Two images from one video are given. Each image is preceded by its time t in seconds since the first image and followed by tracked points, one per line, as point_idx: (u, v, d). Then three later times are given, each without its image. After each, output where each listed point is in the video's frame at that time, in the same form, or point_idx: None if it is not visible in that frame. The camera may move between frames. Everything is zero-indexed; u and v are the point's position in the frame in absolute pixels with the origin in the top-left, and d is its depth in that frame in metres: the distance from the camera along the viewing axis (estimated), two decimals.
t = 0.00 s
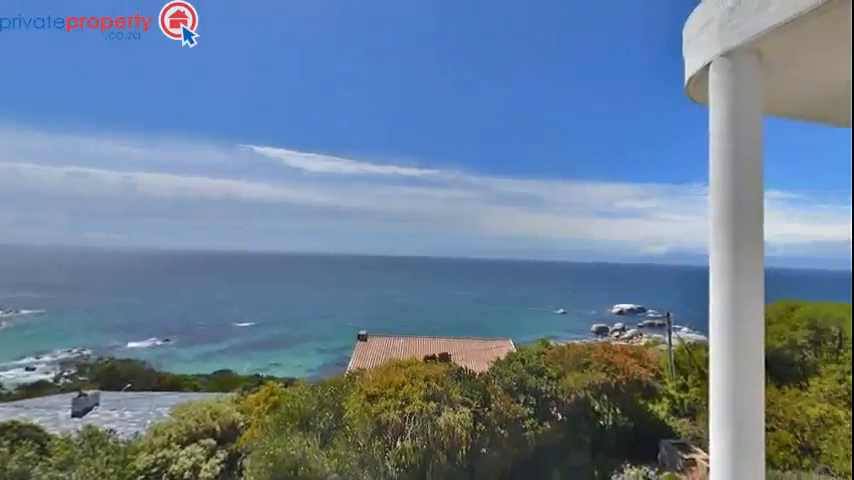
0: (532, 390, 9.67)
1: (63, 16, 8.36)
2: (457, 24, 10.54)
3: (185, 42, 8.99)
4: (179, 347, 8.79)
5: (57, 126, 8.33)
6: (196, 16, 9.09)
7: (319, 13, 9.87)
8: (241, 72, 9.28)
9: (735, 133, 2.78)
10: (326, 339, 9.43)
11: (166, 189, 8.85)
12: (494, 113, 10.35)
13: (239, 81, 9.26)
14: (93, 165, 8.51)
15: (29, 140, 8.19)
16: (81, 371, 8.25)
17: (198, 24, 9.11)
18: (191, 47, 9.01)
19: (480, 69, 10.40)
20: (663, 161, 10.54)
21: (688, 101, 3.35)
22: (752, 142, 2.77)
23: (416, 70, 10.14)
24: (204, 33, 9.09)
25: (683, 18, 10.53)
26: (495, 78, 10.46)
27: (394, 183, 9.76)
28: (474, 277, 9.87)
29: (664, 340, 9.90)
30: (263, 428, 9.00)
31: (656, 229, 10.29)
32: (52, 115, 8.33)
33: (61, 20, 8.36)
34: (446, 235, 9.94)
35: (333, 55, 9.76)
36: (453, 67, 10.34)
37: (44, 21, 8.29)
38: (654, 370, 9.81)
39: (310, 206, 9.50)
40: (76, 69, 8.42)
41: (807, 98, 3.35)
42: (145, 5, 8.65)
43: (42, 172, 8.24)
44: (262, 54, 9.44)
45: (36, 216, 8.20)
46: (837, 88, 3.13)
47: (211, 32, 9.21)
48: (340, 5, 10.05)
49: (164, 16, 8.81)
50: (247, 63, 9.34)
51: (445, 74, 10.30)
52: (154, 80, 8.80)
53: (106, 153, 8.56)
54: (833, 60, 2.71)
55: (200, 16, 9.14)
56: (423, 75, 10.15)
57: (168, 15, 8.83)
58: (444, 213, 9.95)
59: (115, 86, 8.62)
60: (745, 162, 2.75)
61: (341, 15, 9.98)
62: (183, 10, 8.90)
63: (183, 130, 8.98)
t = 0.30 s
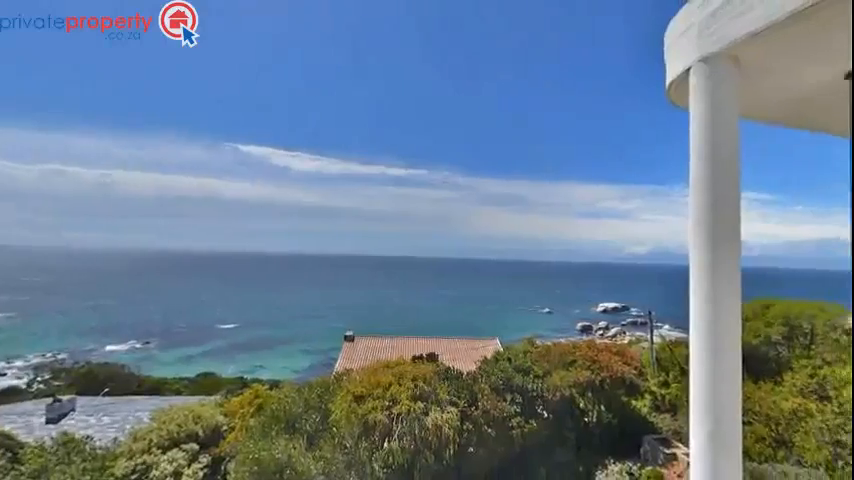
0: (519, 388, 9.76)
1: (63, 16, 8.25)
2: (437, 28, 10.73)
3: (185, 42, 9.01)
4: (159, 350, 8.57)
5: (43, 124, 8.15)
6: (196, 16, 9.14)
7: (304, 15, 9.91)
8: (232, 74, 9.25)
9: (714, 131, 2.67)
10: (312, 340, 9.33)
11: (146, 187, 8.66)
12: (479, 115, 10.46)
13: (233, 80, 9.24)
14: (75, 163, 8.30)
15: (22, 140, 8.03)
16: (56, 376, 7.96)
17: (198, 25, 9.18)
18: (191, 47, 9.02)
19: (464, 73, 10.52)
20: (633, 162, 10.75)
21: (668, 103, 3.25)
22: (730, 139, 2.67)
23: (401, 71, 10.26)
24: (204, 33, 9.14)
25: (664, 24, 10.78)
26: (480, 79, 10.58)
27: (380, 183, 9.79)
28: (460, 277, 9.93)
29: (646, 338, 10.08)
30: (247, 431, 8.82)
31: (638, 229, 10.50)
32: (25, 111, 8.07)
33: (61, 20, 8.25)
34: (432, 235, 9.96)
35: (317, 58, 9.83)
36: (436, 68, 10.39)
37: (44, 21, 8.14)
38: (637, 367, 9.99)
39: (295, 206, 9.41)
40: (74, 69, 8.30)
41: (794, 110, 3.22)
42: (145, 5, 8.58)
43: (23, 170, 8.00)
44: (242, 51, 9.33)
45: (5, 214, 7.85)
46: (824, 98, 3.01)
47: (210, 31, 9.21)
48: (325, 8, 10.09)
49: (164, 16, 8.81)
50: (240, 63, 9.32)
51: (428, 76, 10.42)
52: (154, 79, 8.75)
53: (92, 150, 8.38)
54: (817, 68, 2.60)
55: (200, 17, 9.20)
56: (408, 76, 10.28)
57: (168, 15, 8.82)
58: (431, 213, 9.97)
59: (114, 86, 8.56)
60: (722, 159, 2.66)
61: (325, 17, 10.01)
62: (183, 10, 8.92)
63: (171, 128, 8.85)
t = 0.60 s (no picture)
0: (504, 387, 9.86)
1: (63, 16, 8.16)
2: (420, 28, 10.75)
3: (185, 42, 8.97)
4: (136, 354, 8.29)
5: (31, 121, 8.01)
6: (196, 16, 9.13)
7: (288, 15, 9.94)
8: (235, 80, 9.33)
9: (691, 133, 2.76)
10: (296, 341, 9.19)
11: (121, 186, 8.42)
12: (464, 115, 10.51)
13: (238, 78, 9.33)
14: (45, 160, 8.02)
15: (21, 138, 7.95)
16: (25, 382, 7.69)
17: (198, 25, 9.17)
18: (191, 47, 9.01)
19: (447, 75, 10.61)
20: (625, 162, 10.91)
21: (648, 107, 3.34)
22: (705, 142, 2.76)
23: (386, 71, 10.23)
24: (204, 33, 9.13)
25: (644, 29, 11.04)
26: (464, 80, 10.67)
27: (365, 182, 9.76)
28: (445, 276, 9.95)
29: (627, 336, 10.25)
30: (229, 436, 8.64)
31: (620, 229, 10.72)
32: None
33: (61, 20, 8.16)
34: (417, 235, 9.97)
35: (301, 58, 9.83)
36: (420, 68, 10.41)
37: (44, 21, 8.07)
38: (618, 364, 10.14)
39: (277, 206, 9.26)
40: (73, 69, 8.26)
41: (773, 113, 3.28)
42: (145, 5, 8.48)
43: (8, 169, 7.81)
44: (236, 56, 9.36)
45: None
46: (801, 102, 3.06)
47: (210, 31, 9.23)
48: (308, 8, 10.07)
49: (164, 16, 8.70)
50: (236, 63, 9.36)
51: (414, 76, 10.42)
52: (155, 79, 8.72)
53: (75, 148, 8.18)
54: (792, 73, 2.67)
55: (201, 17, 9.20)
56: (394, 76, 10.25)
57: (168, 14, 8.72)
58: (416, 213, 9.98)
59: (114, 86, 8.49)
60: (699, 161, 2.74)
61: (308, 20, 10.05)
62: (183, 10, 8.88)
63: (171, 128, 8.78)
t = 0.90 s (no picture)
0: (491, 386, 9.94)
1: (64, 16, 7.99)
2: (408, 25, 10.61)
3: (185, 42, 8.83)
4: (115, 357, 8.06)
5: (30, 120, 7.84)
6: (196, 16, 9.02)
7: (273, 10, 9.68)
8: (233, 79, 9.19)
9: (672, 137, 2.82)
10: (281, 343, 9.08)
11: (99, 184, 8.16)
12: (451, 115, 10.53)
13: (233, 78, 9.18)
14: (19, 157, 7.75)
15: (24, 135, 7.78)
16: None
17: (198, 25, 9.05)
18: (191, 47, 8.88)
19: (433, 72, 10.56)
20: (610, 163, 11.09)
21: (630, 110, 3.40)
22: (686, 145, 2.82)
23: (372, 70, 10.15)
24: (204, 33, 9.00)
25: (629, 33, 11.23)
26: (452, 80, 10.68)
27: (352, 182, 9.70)
28: (432, 277, 9.94)
29: (611, 334, 10.48)
30: (212, 440, 8.51)
31: (605, 229, 10.90)
32: None
33: (61, 20, 7.98)
34: (404, 235, 9.97)
35: (285, 56, 9.68)
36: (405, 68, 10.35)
37: (44, 21, 7.88)
38: (602, 362, 10.31)
39: (261, 205, 9.11)
40: (74, 68, 8.09)
41: (749, 117, 3.36)
42: (145, 4, 8.37)
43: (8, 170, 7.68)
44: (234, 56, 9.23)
45: None
46: (775, 106, 3.13)
47: (210, 31, 9.09)
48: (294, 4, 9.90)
49: (164, 16, 8.61)
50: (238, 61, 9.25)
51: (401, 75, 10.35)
52: (156, 80, 8.59)
53: (59, 147, 7.96)
54: (767, 79, 2.72)
55: (201, 17, 9.09)
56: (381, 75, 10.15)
57: (168, 15, 8.64)
58: (403, 213, 9.98)
59: (114, 86, 8.34)
60: (680, 163, 2.80)
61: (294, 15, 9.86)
62: (183, 10, 8.81)
63: (167, 126, 8.62)
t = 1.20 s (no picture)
0: (476, 385, 10.01)
1: (63, 16, 7.70)
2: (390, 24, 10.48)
3: (185, 42, 8.63)
4: (89, 361, 7.78)
5: (33, 121, 7.63)
6: (196, 16, 8.77)
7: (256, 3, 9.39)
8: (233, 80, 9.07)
9: (653, 140, 2.89)
10: (264, 344, 8.94)
11: (72, 180, 7.80)
12: (437, 116, 10.57)
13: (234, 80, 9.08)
14: None
15: (24, 135, 7.56)
16: None
17: (199, 24, 8.81)
18: (191, 48, 8.66)
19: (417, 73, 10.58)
20: (593, 164, 11.29)
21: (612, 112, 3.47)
22: (666, 149, 2.89)
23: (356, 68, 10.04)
24: (204, 33, 8.76)
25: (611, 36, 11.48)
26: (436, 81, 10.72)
27: (337, 182, 9.64)
28: (417, 277, 9.99)
29: (593, 333, 10.66)
30: (192, 445, 8.27)
31: (588, 229, 11.11)
32: None
33: (61, 20, 7.72)
34: (389, 234, 9.96)
35: (266, 51, 9.43)
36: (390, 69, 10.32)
37: (44, 21, 7.61)
38: (584, 360, 10.46)
39: (243, 204, 8.94)
40: (74, 68, 7.86)
41: (724, 124, 3.48)
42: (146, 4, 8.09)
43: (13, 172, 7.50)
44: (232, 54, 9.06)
45: None
46: (748, 111, 3.20)
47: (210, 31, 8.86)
48: None
49: (163, 16, 8.41)
50: (236, 62, 9.09)
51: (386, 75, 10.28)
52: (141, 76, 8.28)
53: (30, 143, 7.60)
54: (741, 86, 2.78)
55: (200, 17, 8.83)
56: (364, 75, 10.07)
57: (168, 15, 8.44)
58: (389, 212, 9.96)
59: (114, 87, 8.14)
60: (661, 165, 2.88)
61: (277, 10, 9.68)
62: (183, 10, 8.58)
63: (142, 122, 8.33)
